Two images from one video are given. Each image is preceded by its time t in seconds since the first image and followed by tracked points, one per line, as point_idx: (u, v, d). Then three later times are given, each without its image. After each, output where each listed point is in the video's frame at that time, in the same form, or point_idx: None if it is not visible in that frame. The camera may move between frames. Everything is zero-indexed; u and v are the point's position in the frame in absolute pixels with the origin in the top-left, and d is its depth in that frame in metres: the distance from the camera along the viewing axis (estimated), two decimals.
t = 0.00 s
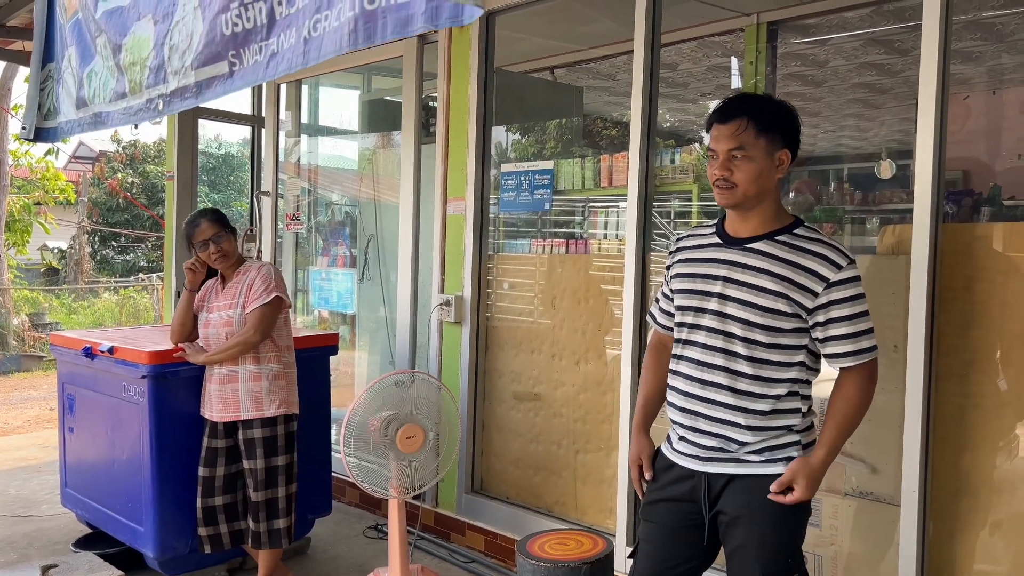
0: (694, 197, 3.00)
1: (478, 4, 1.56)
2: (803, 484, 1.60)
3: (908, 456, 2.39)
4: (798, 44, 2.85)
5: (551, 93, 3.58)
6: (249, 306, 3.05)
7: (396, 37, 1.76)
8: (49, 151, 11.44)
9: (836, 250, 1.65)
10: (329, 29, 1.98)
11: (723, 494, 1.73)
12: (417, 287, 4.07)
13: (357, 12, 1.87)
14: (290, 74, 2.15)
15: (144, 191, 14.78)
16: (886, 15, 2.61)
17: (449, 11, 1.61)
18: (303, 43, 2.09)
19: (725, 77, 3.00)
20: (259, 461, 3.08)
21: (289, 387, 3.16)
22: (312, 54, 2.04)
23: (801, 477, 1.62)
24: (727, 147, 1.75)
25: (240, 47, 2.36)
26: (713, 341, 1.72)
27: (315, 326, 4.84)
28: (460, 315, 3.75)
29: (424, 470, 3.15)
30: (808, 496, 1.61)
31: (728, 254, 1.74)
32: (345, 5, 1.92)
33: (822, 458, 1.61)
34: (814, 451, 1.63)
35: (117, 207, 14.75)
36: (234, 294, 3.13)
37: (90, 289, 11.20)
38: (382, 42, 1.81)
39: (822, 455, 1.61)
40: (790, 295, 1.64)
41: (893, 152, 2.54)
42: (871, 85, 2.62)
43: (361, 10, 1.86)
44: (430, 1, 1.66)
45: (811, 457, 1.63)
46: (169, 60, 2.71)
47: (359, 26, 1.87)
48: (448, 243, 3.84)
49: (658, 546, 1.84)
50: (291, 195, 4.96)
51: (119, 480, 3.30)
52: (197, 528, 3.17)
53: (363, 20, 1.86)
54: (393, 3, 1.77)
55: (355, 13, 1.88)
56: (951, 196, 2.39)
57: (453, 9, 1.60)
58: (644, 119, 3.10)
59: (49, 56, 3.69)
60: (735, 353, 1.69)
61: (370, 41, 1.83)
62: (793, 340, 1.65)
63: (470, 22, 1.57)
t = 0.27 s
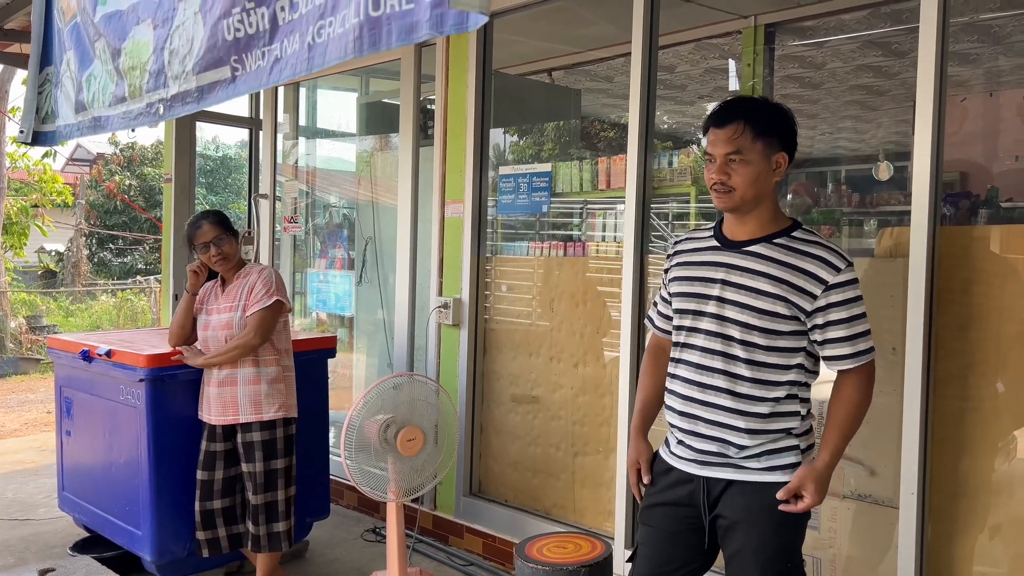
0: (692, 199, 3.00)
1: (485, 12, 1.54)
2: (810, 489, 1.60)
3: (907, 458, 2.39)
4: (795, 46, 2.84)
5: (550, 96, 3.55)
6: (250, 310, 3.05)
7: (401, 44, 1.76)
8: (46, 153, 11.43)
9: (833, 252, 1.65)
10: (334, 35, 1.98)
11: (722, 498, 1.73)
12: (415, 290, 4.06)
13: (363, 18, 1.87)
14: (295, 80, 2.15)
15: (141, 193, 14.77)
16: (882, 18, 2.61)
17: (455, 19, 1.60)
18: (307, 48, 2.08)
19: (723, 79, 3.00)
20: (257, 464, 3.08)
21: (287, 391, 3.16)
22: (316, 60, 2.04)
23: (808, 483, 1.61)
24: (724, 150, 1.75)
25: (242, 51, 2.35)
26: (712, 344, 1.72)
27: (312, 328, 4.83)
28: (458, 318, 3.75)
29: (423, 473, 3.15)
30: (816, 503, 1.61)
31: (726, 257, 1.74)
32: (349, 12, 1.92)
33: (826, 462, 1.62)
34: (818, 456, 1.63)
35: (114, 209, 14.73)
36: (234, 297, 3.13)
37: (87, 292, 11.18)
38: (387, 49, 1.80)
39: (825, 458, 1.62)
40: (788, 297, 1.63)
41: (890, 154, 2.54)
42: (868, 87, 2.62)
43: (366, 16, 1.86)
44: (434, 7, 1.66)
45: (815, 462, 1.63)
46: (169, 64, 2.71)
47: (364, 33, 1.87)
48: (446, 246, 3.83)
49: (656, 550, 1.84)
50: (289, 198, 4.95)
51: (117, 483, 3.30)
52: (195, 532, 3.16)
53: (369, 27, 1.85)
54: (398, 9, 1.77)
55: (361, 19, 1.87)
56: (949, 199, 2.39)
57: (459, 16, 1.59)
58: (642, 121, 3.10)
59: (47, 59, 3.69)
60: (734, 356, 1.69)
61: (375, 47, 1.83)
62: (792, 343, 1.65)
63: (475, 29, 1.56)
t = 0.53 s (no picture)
0: (690, 201, 3.00)
1: (492, 18, 1.52)
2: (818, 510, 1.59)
3: (905, 461, 2.39)
4: (793, 48, 2.85)
5: (548, 98, 3.55)
6: (250, 312, 3.04)
7: (408, 49, 1.75)
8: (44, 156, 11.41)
9: (833, 254, 1.65)
10: (339, 40, 1.97)
11: (723, 501, 1.72)
12: (413, 292, 4.06)
13: (369, 23, 1.87)
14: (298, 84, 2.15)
15: (139, 195, 14.75)
16: (880, 19, 2.63)
17: (462, 24, 1.60)
18: (311, 53, 2.08)
19: (721, 81, 3.00)
20: (255, 467, 3.07)
21: (286, 394, 3.16)
22: (321, 64, 2.04)
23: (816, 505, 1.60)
24: (725, 150, 1.75)
25: (244, 55, 2.35)
26: (712, 347, 1.71)
27: (310, 330, 4.82)
28: (456, 320, 3.75)
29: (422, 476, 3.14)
30: (831, 526, 1.59)
31: (726, 260, 1.74)
32: (355, 16, 1.92)
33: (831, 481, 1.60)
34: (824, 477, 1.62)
35: (112, 212, 14.72)
36: (234, 299, 3.12)
37: (85, 294, 11.18)
38: (394, 54, 1.80)
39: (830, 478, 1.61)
40: (789, 300, 1.63)
41: (888, 155, 2.53)
42: (866, 88, 2.63)
43: (373, 21, 1.85)
44: (442, 13, 1.66)
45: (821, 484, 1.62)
46: (168, 67, 2.71)
47: (371, 38, 1.86)
48: (444, 249, 3.83)
49: (656, 553, 1.84)
50: (287, 200, 4.95)
51: (114, 486, 3.29)
52: (193, 535, 3.16)
53: (375, 32, 1.85)
54: (405, 14, 1.76)
55: (367, 24, 1.87)
56: (947, 201, 2.39)
57: (466, 22, 1.59)
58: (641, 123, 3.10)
59: (46, 62, 3.68)
60: (735, 359, 1.69)
61: (382, 52, 1.82)
62: (792, 346, 1.65)
63: (483, 35, 1.55)
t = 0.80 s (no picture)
0: (688, 203, 3.01)
1: (501, 22, 1.52)
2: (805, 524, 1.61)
3: (904, 462, 2.38)
4: (791, 50, 2.86)
5: (546, 100, 3.56)
6: (250, 314, 3.04)
7: (415, 52, 1.75)
8: (41, 158, 11.40)
9: (831, 257, 1.65)
10: (344, 43, 1.97)
11: (724, 504, 1.72)
12: (411, 294, 4.06)
13: (375, 27, 1.86)
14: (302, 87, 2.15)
15: (136, 198, 14.74)
16: (878, 22, 2.64)
17: (470, 28, 1.60)
18: (315, 56, 2.08)
19: (719, 82, 3.00)
20: (254, 469, 3.07)
21: (284, 397, 3.15)
22: (325, 67, 2.04)
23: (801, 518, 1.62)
24: (728, 148, 1.75)
25: (244, 57, 2.35)
26: (711, 349, 1.71)
27: (308, 333, 4.82)
28: (455, 322, 3.74)
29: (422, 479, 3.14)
30: (818, 537, 1.61)
31: (725, 261, 1.74)
32: (360, 20, 1.91)
33: (814, 493, 1.62)
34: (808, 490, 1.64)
35: (109, 214, 14.70)
36: (234, 301, 3.12)
37: (83, 296, 11.16)
38: (401, 58, 1.79)
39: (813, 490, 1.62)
40: (788, 302, 1.64)
41: (886, 157, 2.53)
42: (864, 90, 2.65)
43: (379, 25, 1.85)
44: (450, 17, 1.65)
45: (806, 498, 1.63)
46: (167, 70, 2.71)
47: (377, 41, 1.85)
48: (442, 251, 3.83)
49: (656, 557, 1.83)
50: (285, 202, 4.94)
51: (112, 489, 3.28)
52: (191, 538, 3.15)
53: (382, 36, 1.84)
54: (411, 18, 1.76)
55: (373, 28, 1.86)
56: (944, 202, 2.39)
57: (474, 26, 1.58)
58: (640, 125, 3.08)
59: (44, 64, 3.67)
60: (734, 361, 1.68)
61: (389, 56, 1.82)
62: (792, 348, 1.65)
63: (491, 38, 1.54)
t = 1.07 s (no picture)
0: (686, 204, 3.01)
1: (505, 25, 1.52)
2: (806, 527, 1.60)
3: (902, 463, 2.38)
4: (788, 52, 2.86)
5: (544, 102, 3.58)
6: (248, 316, 3.03)
7: (418, 55, 1.75)
8: (40, 159, 11.39)
9: (830, 259, 1.65)
10: (345, 45, 1.97)
11: (722, 506, 1.72)
12: (409, 295, 4.05)
13: (377, 29, 1.86)
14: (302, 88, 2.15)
15: (134, 199, 14.73)
16: (875, 23, 2.66)
17: (474, 31, 1.59)
18: (315, 58, 2.08)
19: (717, 84, 3.00)
20: (251, 471, 3.06)
21: (281, 400, 3.15)
22: (327, 69, 2.04)
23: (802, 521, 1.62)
24: (725, 151, 1.75)
25: (243, 59, 2.35)
26: (710, 352, 1.71)
27: (306, 334, 4.81)
28: (453, 323, 3.74)
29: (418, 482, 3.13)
30: (819, 540, 1.60)
31: (724, 264, 1.73)
32: (362, 22, 1.91)
33: (814, 496, 1.61)
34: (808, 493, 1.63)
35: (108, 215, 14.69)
36: (232, 303, 3.11)
37: (81, 298, 11.16)
38: (404, 60, 1.79)
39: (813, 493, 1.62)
40: (786, 304, 1.63)
41: (884, 159, 2.53)
42: (861, 92, 2.65)
43: (381, 27, 1.85)
44: (454, 20, 1.65)
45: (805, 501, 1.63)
46: (165, 71, 2.70)
47: (380, 44, 1.85)
48: (440, 253, 3.83)
49: (654, 559, 1.83)
50: (283, 203, 4.93)
51: (109, 491, 3.27)
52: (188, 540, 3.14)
53: (385, 39, 1.84)
54: (414, 20, 1.76)
55: (375, 30, 1.86)
56: (942, 204, 2.39)
57: (478, 28, 1.58)
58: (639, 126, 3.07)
59: (43, 66, 3.67)
60: (733, 364, 1.68)
61: (392, 58, 1.82)
62: (790, 351, 1.65)
63: (495, 41, 1.54)
